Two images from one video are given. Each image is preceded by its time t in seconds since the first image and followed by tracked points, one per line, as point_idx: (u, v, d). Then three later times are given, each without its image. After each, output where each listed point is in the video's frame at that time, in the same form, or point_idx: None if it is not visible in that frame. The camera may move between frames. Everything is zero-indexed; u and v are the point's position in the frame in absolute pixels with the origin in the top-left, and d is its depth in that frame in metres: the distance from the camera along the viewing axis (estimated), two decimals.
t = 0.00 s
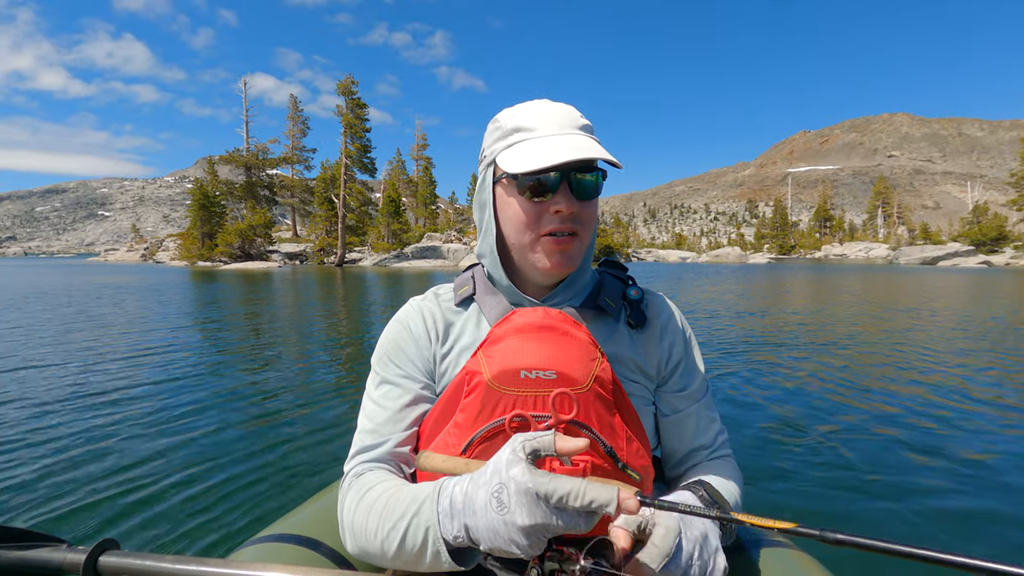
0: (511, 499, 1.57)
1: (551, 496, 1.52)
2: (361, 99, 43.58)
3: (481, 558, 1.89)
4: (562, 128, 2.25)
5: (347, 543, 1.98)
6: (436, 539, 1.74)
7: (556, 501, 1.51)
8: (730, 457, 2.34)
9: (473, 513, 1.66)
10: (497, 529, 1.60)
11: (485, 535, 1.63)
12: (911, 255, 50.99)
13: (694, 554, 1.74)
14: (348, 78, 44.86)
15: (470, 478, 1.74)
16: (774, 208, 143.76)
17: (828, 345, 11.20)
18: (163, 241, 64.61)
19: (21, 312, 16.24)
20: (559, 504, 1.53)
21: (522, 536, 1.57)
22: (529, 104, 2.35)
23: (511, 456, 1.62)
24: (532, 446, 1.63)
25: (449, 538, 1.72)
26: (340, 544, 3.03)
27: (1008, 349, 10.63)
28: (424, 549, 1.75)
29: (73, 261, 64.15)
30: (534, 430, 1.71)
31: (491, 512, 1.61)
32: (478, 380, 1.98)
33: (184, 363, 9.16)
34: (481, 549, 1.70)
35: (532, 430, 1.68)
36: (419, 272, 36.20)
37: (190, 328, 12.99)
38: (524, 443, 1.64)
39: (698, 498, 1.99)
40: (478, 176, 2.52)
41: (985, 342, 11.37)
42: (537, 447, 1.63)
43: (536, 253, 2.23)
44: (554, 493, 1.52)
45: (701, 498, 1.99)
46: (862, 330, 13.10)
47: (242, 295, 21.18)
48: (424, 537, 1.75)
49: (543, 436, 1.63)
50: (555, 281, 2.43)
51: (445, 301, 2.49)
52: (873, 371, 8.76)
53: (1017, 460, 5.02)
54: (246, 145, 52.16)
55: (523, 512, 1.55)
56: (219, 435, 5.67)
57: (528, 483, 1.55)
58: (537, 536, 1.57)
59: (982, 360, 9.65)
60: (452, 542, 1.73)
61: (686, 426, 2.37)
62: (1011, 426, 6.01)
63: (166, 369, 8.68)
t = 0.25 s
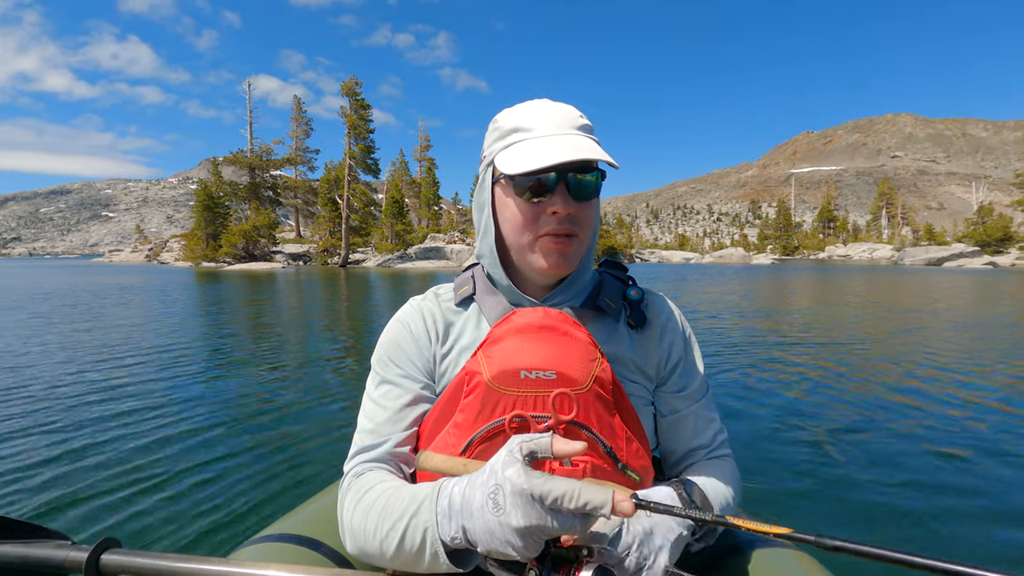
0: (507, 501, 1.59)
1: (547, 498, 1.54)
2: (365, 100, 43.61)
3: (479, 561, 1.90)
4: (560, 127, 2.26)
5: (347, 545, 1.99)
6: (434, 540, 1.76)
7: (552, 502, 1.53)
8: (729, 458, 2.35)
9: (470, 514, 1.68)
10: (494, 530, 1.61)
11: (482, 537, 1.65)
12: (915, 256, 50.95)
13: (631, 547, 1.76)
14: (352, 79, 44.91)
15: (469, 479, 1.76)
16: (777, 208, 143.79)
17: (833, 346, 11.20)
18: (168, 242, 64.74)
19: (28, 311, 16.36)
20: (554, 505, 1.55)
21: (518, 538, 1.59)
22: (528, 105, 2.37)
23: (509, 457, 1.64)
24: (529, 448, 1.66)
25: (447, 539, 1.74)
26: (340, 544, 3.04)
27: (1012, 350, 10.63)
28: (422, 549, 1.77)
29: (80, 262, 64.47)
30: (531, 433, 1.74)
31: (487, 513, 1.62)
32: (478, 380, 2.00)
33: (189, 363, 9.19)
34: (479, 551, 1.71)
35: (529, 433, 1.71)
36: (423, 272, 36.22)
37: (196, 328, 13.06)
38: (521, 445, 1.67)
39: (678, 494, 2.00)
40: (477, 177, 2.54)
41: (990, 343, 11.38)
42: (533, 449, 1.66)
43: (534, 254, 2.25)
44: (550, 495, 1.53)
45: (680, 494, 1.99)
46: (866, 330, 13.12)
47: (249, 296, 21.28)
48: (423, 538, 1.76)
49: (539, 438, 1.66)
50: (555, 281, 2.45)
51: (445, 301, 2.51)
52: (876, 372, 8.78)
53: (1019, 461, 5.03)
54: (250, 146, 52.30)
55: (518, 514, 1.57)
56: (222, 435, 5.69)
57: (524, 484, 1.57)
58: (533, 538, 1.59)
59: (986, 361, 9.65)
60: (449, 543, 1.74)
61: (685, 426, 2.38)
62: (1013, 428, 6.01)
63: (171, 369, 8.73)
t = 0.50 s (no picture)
0: (514, 510, 1.58)
1: (555, 509, 1.52)
2: (369, 99, 43.59)
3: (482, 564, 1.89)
4: (560, 127, 2.26)
5: (348, 546, 1.99)
6: (437, 546, 1.75)
7: (560, 513, 1.52)
8: (730, 458, 2.34)
9: (476, 521, 1.68)
10: (499, 538, 1.61)
11: (487, 544, 1.64)
12: (920, 255, 50.86)
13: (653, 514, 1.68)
14: (356, 79, 44.88)
15: (473, 486, 1.75)
16: (779, 208, 143.74)
17: (837, 345, 11.18)
18: (173, 241, 64.90)
19: (34, 310, 16.42)
20: (562, 517, 1.53)
21: (524, 546, 1.58)
22: (528, 105, 2.36)
23: (516, 466, 1.63)
24: (538, 458, 1.65)
25: (450, 544, 1.73)
26: (340, 544, 3.03)
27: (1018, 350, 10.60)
28: (425, 554, 1.76)
29: (86, 260, 64.66)
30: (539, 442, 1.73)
31: (493, 521, 1.62)
32: (478, 381, 1.99)
33: (192, 362, 9.20)
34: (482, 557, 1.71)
35: (538, 443, 1.70)
36: (426, 272, 36.20)
37: (200, 327, 13.07)
38: (529, 454, 1.66)
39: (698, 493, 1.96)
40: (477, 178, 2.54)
41: (996, 343, 11.34)
42: (542, 460, 1.65)
43: (533, 254, 2.25)
44: (557, 506, 1.52)
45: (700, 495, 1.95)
46: (870, 330, 13.11)
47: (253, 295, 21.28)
48: (426, 543, 1.76)
49: (548, 448, 1.66)
50: (555, 281, 2.44)
51: (445, 301, 2.50)
52: (879, 371, 8.77)
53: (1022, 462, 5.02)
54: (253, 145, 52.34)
55: (525, 523, 1.55)
56: (224, 435, 5.67)
57: (531, 494, 1.55)
58: (539, 547, 1.58)
59: (988, 361, 9.65)
60: (452, 549, 1.74)
61: (685, 426, 2.38)
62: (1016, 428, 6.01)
63: (174, 369, 8.73)
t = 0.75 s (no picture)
0: (511, 503, 1.57)
1: (552, 502, 1.51)
2: (372, 99, 43.52)
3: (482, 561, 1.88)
4: (561, 127, 2.24)
5: (347, 545, 1.97)
6: (437, 544, 1.74)
7: (557, 506, 1.51)
8: (730, 459, 2.34)
9: (475, 517, 1.66)
10: (498, 533, 1.60)
11: (486, 540, 1.63)
12: (926, 255, 50.73)
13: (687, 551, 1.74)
14: (359, 78, 44.82)
15: (471, 483, 1.74)
16: (782, 208, 143.61)
17: (842, 345, 11.13)
18: (177, 241, 64.98)
19: (40, 309, 16.46)
20: (559, 509, 1.52)
21: (523, 540, 1.57)
22: (530, 104, 2.35)
23: (512, 461, 1.62)
24: (534, 450, 1.63)
25: (449, 542, 1.72)
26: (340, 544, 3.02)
27: None
28: (424, 551, 1.75)
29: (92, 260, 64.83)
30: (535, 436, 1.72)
31: (491, 517, 1.61)
32: (478, 380, 1.98)
33: (195, 361, 9.18)
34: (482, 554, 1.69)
35: (533, 435, 1.68)
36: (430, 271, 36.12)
37: (205, 326, 13.08)
38: (525, 448, 1.65)
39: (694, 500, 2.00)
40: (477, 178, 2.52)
41: (1003, 343, 11.28)
42: (537, 451, 1.63)
43: (534, 253, 2.23)
44: (555, 499, 1.51)
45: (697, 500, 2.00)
46: (875, 329, 13.07)
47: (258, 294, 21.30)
48: (425, 541, 1.74)
49: (543, 440, 1.64)
50: (555, 281, 2.42)
51: (445, 301, 2.48)
52: (884, 371, 8.75)
53: None
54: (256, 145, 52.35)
55: (523, 517, 1.54)
56: (225, 434, 5.65)
57: (528, 489, 1.54)
58: (538, 541, 1.57)
59: (993, 360, 9.61)
60: (452, 546, 1.72)
61: (686, 426, 2.36)
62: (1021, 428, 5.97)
63: (178, 367, 8.72)
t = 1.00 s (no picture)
0: (501, 506, 1.59)
1: (540, 501, 1.52)
2: (375, 99, 43.51)
3: (479, 562, 1.89)
4: (564, 128, 2.27)
5: (346, 545, 1.99)
6: (433, 546, 1.76)
7: (544, 505, 1.53)
8: (729, 458, 2.36)
9: (468, 519, 1.68)
10: (490, 536, 1.62)
11: (480, 542, 1.65)
12: (929, 255, 50.76)
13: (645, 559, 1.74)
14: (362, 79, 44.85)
15: (465, 484, 1.76)
16: (784, 208, 143.53)
17: (843, 345, 11.15)
18: (179, 241, 64.97)
19: (44, 309, 16.51)
20: (548, 508, 1.53)
21: (513, 541, 1.59)
22: (531, 105, 2.37)
23: (502, 462, 1.63)
24: (522, 449, 1.65)
25: (446, 544, 1.74)
26: (340, 544, 3.04)
27: None
28: (422, 553, 1.77)
29: (95, 260, 64.96)
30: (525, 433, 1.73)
31: (483, 519, 1.63)
32: (477, 381, 2.00)
33: (198, 361, 9.22)
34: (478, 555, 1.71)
35: (523, 434, 1.70)
36: (433, 271, 36.13)
37: (208, 326, 13.12)
38: (514, 447, 1.66)
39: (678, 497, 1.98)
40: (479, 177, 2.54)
41: (1004, 343, 11.28)
42: (526, 450, 1.64)
43: (537, 253, 2.24)
44: (542, 498, 1.52)
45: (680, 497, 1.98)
46: (878, 329, 13.08)
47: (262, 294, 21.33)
48: (422, 543, 1.77)
49: (531, 439, 1.65)
50: (555, 282, 2.44)
51: (445, 301, 2.50)
52: (885, 371, 8.77)
53: None
54: (259, 145, 52.40)
55: (512, 518, 1.56)
56: (227, 433, 5.67)
57: (516, 489, 1.56)
58: (529, 542, 1.59)
59: (993, 361, 9.63)
60: (449, 548, 1.74)
61: (685, 426, 2.39)
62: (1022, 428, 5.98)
63: (181, 367, 8.75)
